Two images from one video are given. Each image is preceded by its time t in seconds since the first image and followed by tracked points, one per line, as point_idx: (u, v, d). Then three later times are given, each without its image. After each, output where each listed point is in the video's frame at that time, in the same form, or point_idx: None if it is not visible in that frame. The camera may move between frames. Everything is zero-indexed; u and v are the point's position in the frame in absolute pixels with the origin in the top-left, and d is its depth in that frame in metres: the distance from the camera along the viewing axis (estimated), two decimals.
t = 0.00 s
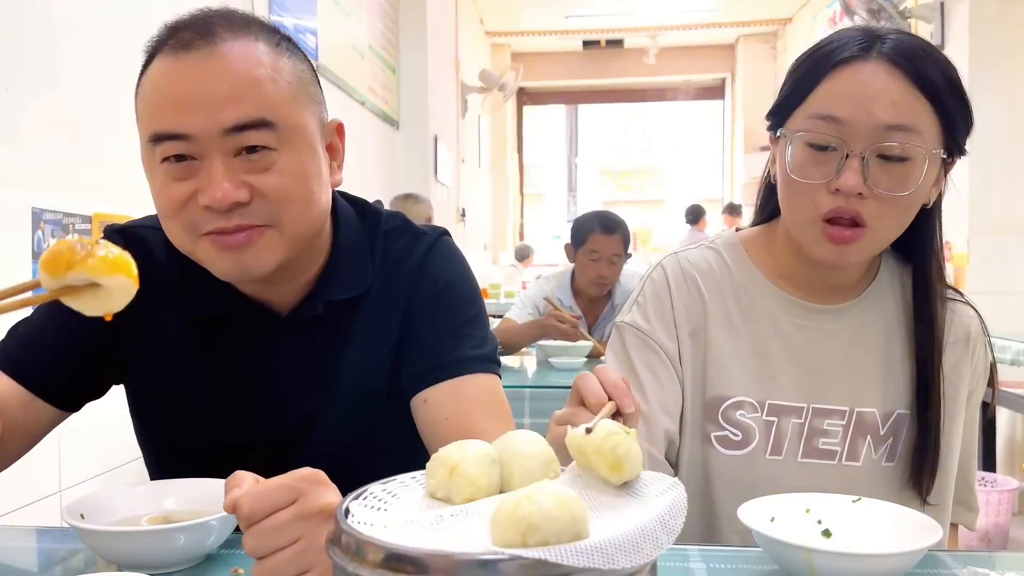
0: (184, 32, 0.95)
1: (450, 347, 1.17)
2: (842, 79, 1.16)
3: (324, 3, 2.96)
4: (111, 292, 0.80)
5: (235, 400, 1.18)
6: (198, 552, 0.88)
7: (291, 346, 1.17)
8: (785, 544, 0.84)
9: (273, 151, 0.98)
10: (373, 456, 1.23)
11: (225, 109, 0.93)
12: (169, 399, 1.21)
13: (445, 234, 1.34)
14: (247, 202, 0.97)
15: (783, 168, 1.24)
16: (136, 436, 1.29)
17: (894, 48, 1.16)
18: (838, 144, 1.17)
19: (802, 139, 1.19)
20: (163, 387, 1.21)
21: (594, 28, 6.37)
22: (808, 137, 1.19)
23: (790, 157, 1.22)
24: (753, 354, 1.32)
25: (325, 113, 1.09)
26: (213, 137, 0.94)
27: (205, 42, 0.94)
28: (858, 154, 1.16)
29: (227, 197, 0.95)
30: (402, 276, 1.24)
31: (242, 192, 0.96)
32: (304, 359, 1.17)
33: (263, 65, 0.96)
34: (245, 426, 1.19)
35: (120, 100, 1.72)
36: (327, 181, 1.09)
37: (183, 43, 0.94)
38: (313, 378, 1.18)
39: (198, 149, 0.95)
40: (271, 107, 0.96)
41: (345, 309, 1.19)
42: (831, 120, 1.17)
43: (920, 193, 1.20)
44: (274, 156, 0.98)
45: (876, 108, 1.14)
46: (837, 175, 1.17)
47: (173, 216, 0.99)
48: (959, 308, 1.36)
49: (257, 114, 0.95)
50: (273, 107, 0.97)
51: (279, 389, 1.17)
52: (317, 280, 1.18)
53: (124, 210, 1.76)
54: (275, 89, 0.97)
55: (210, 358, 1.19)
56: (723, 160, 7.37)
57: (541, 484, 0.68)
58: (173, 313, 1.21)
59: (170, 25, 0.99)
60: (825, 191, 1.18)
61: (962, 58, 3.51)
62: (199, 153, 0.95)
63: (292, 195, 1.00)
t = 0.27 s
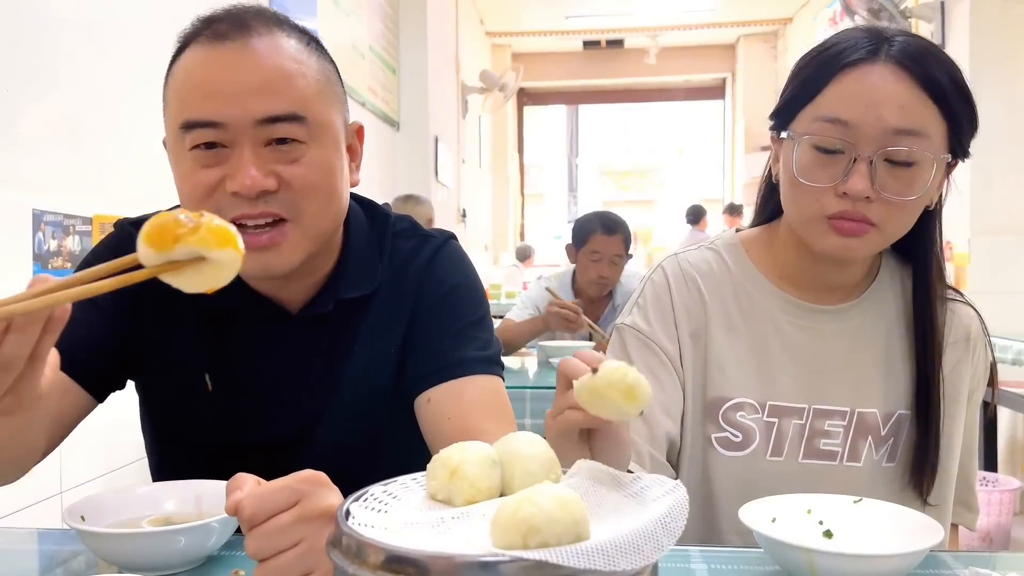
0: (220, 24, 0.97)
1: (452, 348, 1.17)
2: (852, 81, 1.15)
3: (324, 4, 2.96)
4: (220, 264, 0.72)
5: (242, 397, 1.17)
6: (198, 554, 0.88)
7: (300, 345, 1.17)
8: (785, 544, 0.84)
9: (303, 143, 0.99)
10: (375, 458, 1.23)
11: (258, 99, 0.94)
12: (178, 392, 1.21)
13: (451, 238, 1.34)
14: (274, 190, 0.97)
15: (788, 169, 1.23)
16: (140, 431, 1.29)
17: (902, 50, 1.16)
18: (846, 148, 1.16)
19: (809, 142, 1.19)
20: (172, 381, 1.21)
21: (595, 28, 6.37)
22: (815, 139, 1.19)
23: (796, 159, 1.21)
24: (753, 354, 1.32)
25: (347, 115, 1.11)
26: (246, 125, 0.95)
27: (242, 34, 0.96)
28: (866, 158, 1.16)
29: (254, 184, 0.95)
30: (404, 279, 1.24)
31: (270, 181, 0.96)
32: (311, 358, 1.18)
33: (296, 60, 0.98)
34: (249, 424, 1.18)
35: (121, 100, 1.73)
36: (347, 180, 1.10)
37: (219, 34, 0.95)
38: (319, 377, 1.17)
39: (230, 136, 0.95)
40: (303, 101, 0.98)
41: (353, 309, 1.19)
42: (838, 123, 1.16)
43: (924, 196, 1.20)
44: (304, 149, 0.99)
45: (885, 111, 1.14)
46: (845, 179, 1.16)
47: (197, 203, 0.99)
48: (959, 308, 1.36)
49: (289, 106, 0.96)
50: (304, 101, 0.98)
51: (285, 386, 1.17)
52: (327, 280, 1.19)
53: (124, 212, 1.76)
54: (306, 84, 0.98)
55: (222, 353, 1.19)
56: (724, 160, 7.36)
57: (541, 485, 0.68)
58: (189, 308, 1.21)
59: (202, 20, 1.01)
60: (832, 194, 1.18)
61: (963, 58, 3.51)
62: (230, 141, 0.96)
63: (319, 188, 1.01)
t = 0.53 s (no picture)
0: (265, 17, 1.01)
1: (456, 349, 1.17)
2: (876, 90, 1.13)
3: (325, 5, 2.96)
4: (339, 266, 0.76)
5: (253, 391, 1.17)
6: (199, 556, 0.88)
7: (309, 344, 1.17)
8: (787, 546, 0.84)
9: (338, 137, 1.02)
10: (378, 460, 1.22)
11: (301, 92, 0.98)
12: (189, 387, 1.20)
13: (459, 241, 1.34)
14: (308, 179, 1.00)
15: (809, 178, 1.21)
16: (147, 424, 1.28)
17: (923, 56, 1.14)
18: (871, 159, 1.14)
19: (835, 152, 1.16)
20: (180, 373, 1.20)
21: (595, 28, 6.37)
22: (840, 149, 1.16)
23: (821, 169, 1.18)
24: (756, 356, 1.32)
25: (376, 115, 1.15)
26: (287, 115, 0.99)
27: (285, 28, 1.00)
28: (892, 170, 1.14)
29: (290, 171, 0.98)
30: (409, 281, 1.24)
31: (305, 170, 1.00)
32: (319, 358, 1.18)
33: (335, 56, 1.02)
34: (257, 422, 1.18)
35: (121, 101, 1.73)
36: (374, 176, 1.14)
37: (263, 26, 0.99)
38: (327, 377, 1.17)
39: (269, 124, 0.99)
40: (341, 96, 1.01)
41: (364, 308, 1.20)
42: (865, 134, 1.14)
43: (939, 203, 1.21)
44: (340, 142, 1.03)
45: (912, 123, 1.12)
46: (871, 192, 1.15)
47: (229, 187, 1.02)
48: (961, 308, 1.36)
49: (330, 101, 1.00)
50: (342, 96, 1.02)
51: (293, 385, 1.17)
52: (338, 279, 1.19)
53: (125, 213, 1.76)
54: (344, 81, 1.02)
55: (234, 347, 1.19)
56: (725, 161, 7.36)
57: (542, 488, 0.68)
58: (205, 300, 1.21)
59: (248, 12, 1.05)
60: (857, 206, 1.16)
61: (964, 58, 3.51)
62: (269, 129, 1.00)
63: (351, 181, 1.04)
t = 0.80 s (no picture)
0: (278, 20, 1.02)
1: (458, 351, 1.17)
2: (884, 94, 1.13)
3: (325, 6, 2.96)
4: (339, 261, 0.77)
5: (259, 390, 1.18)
6: (200, 558, 0.88)
7: (314, 346, 1.17)
8: (788, 548, 0.84)
9: (345, 141, 1.03)
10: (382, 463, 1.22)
11: (310, 94, 0.99)
12: (196, 386, 1.20)
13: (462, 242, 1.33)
14: (313, 182, 1.00)
15: (816, 184, 1.20)
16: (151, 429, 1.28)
17: (930, 60, 1.15)
18: (878, 166, 1.13)
19: (842, 159, 1.15)
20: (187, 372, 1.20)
21: (595, 29, 6.37)
22: (847, 155, 1.15)
23: (827, 176, 1.18)
24: (757, 359, 1.32)
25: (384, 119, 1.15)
26: (295, 117, 0.99)
27: (298, 32, 1.01)
28: (900, 176, 1.13)
29: (296, 173, 0.98)
30: (411, 284, 1.24)
31: (312, 173, 1.00)
32: (323, 359, 1.18)
33: (345, 61, 1.02)
34: (263, 424, 1.18)
35: (122, 102, 1.73)
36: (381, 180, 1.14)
37: (275, 29, 1.00)
38: (331, 379, 1.18)
39: (277, 126, 1.00)
40: (351, 100, 1.02)
41: (368, 310, 1.20)
42: (872, 140, 1.13)
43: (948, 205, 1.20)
44: (347, 145, 1.03)
45: (919, 128, 1.10)
46: (878, 198, 1.14)
47: (234, 187, 1.02)
48: (963, 311, 1.36)
49: (340, 104, 1.01)
50: (352, 101, 1.02)
51: (298, 387, 1.17)
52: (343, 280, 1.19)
53: (125, 215, 1.76)
54: (354, 85, 1.03)
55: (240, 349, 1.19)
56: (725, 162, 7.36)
57: (542, 490, 0.68)
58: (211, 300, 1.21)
59: (262, 14, 1.06)
60: (864, 211, 1.16)
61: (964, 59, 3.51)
62: (276, 131, 1.00)
63: (356, 185, 1.04)
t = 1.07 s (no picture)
0: (258, 33, 1.00)
1: (456, 355, 1.17)
2: (880, 101, 1.13)
3: (325, 8, 2.97)
4: (226, 265, 0.81)
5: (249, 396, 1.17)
6: (201, 561, 0.88)
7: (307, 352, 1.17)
8: (790, 551, 0.84)
9: (324, 158, 1.01)
10: (379, 467, 1.22)
11: (287, 112, 0.97)
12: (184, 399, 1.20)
13: (460, 244, 1.34)
14: (290, 200, 0.99)
15: (811, 191, 1.21)
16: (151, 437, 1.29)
17: (925, 64, 1.14)
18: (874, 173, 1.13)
19: (838, 165, 1.16)
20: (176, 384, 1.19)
21: (596, 30, 6.38)
22: (843, 162, 1.16)
23: (823, 182, 1.18)
24: (755, 363, 1.32)
25: (372, 130, 1.12)
26: (272, 133, 0.97)
27: (277, 46, 0.99)
28: (895, 183, 1.13)
29: (272, 192, 0.97)
30: (408, 288, 1.23)
31: (288, 190, 0.99)
32: (316, 364, 1.17)
33: (325, 74, 1.00)
34: (255, 433, 1.19)
35: (124, 104, 1.73)
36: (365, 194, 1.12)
37: (257, 43, 0.99)
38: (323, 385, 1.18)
39: (254, 142, 0.98)
40: (329, 116, 1.00)
41: (362, 316, 1.19)
42: (867, 147, 1.13)
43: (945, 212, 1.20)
44: (325, 162, 1.01)
45: (915, 135, 1.11)
46: (874, 205, 1.14)
47: (215, 201, 1.02)
48: (965, 313, 1.36)
49: (317, 121, 0.99)
50: (331, 116, 1.00)
51: (291, 393, 1.17)
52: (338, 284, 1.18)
53: (126, 216, 1.76)
54: (335, 100, 1.01)
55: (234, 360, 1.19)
56: (726, 162, 7.36)
57: (543, 493, 0.68)
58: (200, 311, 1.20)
59: (246, 23, 1.04)
60: (860, 219, 1.16)
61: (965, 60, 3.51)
62: (254, 147, 0.98)
63: (333, 203, 1.03)
